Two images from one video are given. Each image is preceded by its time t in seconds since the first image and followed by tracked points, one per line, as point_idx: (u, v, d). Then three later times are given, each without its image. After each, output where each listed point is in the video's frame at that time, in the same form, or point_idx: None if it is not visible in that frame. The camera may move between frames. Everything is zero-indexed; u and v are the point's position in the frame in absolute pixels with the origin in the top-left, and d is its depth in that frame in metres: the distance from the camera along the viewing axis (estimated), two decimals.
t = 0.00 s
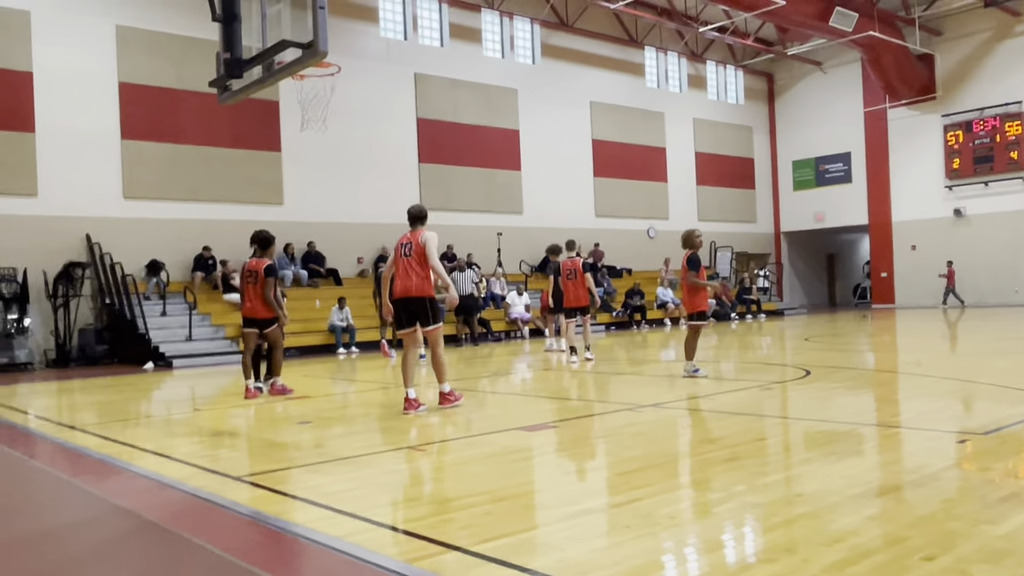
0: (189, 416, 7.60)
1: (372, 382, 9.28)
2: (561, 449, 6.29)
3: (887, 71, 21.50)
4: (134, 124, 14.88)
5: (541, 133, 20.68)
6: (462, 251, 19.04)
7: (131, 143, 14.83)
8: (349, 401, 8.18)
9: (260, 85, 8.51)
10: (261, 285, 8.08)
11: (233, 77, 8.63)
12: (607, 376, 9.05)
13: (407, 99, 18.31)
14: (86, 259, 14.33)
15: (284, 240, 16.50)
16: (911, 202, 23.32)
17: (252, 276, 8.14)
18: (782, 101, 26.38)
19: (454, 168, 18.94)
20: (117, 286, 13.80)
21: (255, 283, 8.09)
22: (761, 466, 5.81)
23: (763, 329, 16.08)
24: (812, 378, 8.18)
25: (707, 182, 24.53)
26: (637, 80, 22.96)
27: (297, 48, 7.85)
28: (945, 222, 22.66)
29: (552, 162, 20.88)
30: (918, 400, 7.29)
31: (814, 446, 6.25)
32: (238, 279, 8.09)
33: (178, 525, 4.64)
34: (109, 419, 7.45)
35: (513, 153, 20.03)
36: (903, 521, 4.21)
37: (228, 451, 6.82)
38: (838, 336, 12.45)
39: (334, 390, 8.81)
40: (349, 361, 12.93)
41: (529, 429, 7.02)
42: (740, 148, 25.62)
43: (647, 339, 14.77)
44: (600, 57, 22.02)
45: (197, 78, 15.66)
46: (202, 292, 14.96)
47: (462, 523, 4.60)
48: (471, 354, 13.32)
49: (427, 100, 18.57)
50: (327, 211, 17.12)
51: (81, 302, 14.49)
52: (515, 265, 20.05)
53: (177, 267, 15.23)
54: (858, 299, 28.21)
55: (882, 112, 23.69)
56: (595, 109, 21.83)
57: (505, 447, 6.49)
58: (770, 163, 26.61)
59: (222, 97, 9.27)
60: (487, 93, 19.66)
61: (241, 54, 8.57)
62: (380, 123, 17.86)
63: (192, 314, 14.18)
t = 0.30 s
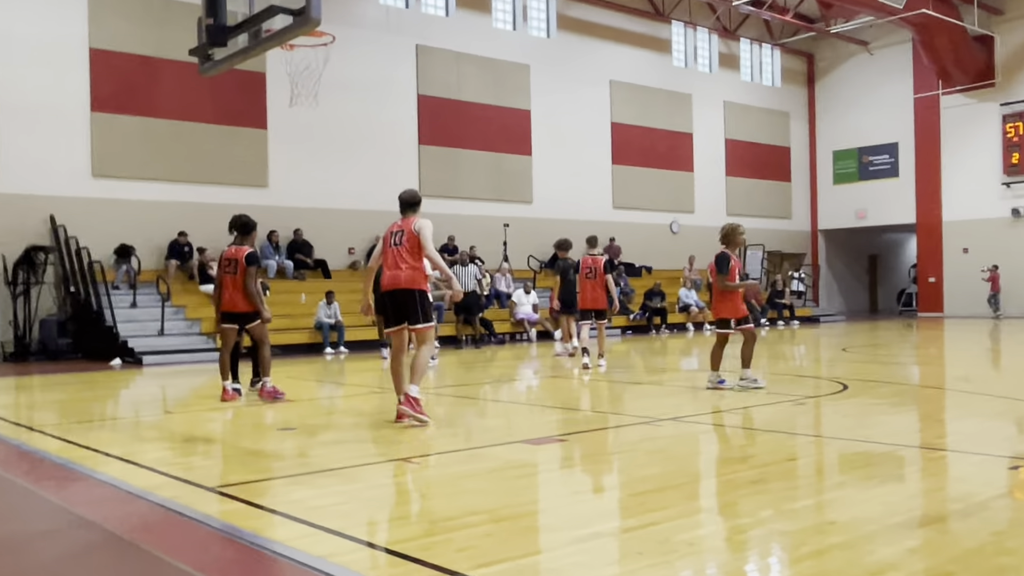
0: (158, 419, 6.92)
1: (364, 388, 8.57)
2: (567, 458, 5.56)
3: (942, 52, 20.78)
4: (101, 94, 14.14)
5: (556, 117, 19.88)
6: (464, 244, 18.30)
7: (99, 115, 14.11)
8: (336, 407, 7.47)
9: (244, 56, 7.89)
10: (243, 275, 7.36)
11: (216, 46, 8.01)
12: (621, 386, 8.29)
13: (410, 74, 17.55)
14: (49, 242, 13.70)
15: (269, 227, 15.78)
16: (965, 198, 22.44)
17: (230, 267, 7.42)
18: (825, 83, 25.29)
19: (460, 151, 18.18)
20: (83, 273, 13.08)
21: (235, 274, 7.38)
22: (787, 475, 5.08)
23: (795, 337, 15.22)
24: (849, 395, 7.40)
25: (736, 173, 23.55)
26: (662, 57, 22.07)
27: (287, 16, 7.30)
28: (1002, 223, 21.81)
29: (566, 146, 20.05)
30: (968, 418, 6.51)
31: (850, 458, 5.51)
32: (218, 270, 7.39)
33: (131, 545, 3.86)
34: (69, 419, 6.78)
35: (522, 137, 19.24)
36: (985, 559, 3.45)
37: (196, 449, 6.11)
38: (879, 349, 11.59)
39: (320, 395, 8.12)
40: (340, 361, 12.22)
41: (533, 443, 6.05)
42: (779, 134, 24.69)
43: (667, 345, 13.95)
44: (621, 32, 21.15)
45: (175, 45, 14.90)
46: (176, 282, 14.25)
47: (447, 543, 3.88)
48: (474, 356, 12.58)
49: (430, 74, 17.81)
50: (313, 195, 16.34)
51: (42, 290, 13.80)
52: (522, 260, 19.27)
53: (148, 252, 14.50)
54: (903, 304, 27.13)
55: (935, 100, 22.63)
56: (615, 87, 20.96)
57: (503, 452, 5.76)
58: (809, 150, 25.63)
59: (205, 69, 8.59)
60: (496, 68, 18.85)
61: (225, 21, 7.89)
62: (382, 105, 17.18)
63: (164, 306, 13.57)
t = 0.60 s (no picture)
0: (124, 407, 6.34)
1: (355, 376, 7.97)
2: (570, 455, 4.96)
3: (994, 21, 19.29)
4: (70, 49, 13.57)
5: (570, 86, 19.21)
6: (467, 221, 17.67)
7: (69, 72, 13.55)
8: (322, 396, 6.87)
9: (230, 11, 7.31)
10: (239, 253, 6.72)
11: None
12: (634, 379, 7.66)
13: (413, 34, 16.93)
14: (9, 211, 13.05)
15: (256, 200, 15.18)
16: (1015, 183, 21.71)
17: (223, 243, 6.76)
18: (863, 51, 24.47)
19: (465, 121, 17.59)
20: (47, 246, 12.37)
21: (229, 252, 6.73)
22: (816, 478, 4.47)
23: (825, 329, 14.50)
24: (883, 394, 6.76)
25: (764, 148, 22.78)
26: (686, 21, 21.32)
27: None
28: None
29: (577, 117, 19.36)
30: (1016, 421, 5.88)
31: (888, 461, 4.89)
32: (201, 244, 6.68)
33: (89, 549, 3.22)
34: (26, 406, 6.20)
35: (532, 107, 18.58)
36: None
37: (161, 438, 5.53)
38: (915, 343, 10.89)
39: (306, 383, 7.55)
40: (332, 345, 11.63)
41: (537, 439, 5.44)
42: (809, 109, 23.89)
43: (682, 335, 13.29)
44: None
45: None
46: (150, 258, 13.63)
47: (429, 547, 3.29)
48: (477, 343, 11.96)
49: (431, 34, 17.13)
50: (308, 164, 15.76)
51: None
52: (530, 241, 18.59)
53: (118, 224, 13.94)
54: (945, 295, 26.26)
55: (986, 70, 21.90)
56: (634, 54, 20.24)
57: (500, 447, 5.16)
58: (845, 129, 24.83)
59: (182, 20, 8.07)
60: (504, 30, 18.17)
61: None
62: (385, 74, 16.64)
63: (136, 284, 12.89)
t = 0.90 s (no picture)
0: (127, 403, 6.36)
1: (355, 374, 8.01)
2: (568, 455, 4.97)
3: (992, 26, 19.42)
4: (72, 45, 13.58)
5: (569, 87, 19.21)
6: (467, 221, 17.70)
7: (69, 68, 13.56)
8: (322, 394, 6.89)
9: (232, 10, 7.33)
10: (253, 252, 6.71)
11: None
12: (633, 379, 7.68)
13: (413, 30, 16.93)
14: (11, 208, 13.05)
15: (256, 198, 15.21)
16: (1015, 186, 21.74)
17: (237, 242, 6.76)
18: (863, 54, 24.47)
19: (466, 121, 17.60)
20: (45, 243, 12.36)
21: (244, 251, 6.72)
22: (814, 480, 4.48)
23: (822, 331, 14.54)
24: (881, 397, 6.78)
25: (764, 150, 22.77)
26: (687, 23, 21.32)
27: None
28: None
29: (578, 118, 19.36)
30: (1014, 424, 5.89)
31: (886, 464, 4.90)
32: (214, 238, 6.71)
33: (88, 546, 3.23)
34: (29, 403, 6.23)
35: (533, 107, 18.59)
36: None
37: (161, 436, 5.55)
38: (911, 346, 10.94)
39: (306, 380, 7.56)
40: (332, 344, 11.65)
41: (537, 438, 5.46)
42: (809, 111, 23.89)
43: (681, 336, 13.34)
44: None
45: None
46: (150, 255, 13.62)
47: (428, 546, 3.30)
48: (477, 343, 11.99)
49: (432, 34, 17.13)
50: (314, 164, 15.82)
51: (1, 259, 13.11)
52: (529, 240, 18.61)
53: (119, 222, 13.95)
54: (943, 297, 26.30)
55: (987, 73, 21.91)
56: (634, 54, 20.23)
57: (499, 446, 5.19)
58: (845, 132, 24.81)
59: (184, 19, 8.07)
60: (505, 30, 18.17)
61: None
62: (388, 72, 16.65)
63: (136, 281, 12.86)
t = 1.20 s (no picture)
0: (147, 406, 6.73)
1: (359, 377, 8.44)
2: (558, 451, 5.37)
3: (954, 50, 20.55)
4: (99, 73, 14.06)
5: (558, 107, 19.75)
6: (463, 233, 18.19)
7: (95, 92, 14.02)
8: (329, 396, 7.28)
9: (246, 37, 7.89)
10: (272, 263, 7.20)
11: (217, 27, 8.14)
12: (620, 380, 8.13)
13: (413, 57, 17.44)
14: (38, 221, 13.50)
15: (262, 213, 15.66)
16: (974, 197, 22.31)
17: (259, 252, 7.27)
18: (832, 76, 25.14)
19: (461, 140, 18.11)
20: (72, 253, 12.86)
21: (264, 260, 7.23)
22: (789, 472, 4.74)
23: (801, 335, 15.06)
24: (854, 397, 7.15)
25: (739, 167, 23.42)
26: (669, 49, 21.94)
27: None
28: (1013, 223, 21.73)
29: (567, 138, 19.91)
30: (973, 420, 6.23)
31: (853, 457, 5.13)
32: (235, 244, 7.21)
33: (115, 539, 3.37)
34: (57, 405, 6.60)
35: (526, 127, 19.14)
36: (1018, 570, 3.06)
37: (178, 434, 5.81)
38: (883, 348, 11.43)
39: (315, 382, 8.04)
40: (333, 349, 12.07)
41: (530, 435, 5.93)
42: (780, 131, 24.51)
43: (666, 339, 13.83)
44: (627, 23, 21.00)
45: (174, 22, 14.82)
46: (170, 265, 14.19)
47: (429, 537, 3.54)
48: (472, 347, 12.44)
49: (431, 59, 17.67)
50: (321, 179, 16.32)
51: (29, 270, 13.57)
52: (522, 251, 19.14)
53: (140, 234, 14.41)
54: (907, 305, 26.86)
55: (944, 96, 22.53)
56: (620, 79, 20.82)
57: (496, 444, 5.57)
58: (815, 149, 25.48)
59: (200, 47, 8.66)
60: (498, 57, 18.71)
61: (226, 3, 8.09)
62: (388, 94, 17.13)
63: (158, 289, 13.36)
